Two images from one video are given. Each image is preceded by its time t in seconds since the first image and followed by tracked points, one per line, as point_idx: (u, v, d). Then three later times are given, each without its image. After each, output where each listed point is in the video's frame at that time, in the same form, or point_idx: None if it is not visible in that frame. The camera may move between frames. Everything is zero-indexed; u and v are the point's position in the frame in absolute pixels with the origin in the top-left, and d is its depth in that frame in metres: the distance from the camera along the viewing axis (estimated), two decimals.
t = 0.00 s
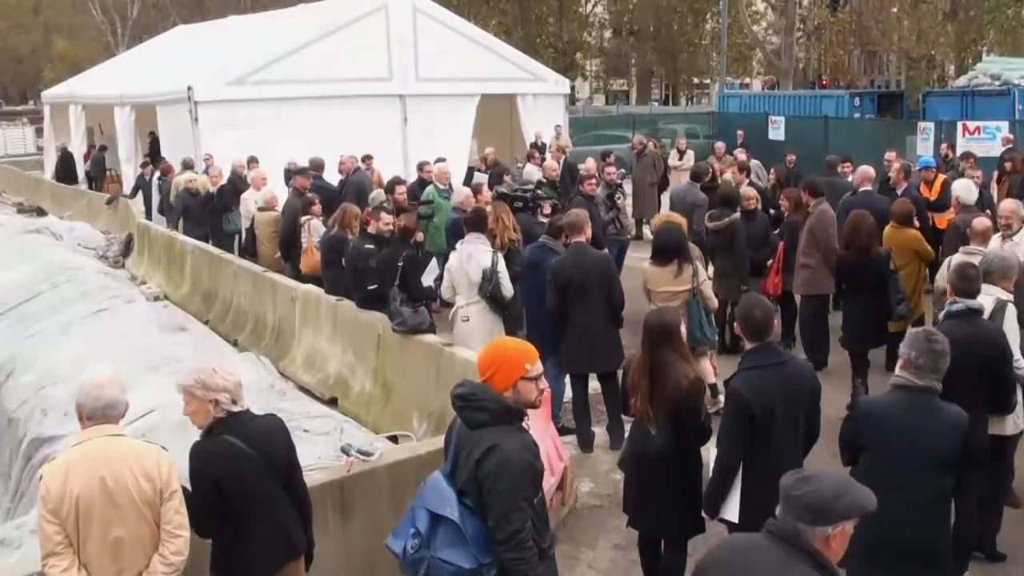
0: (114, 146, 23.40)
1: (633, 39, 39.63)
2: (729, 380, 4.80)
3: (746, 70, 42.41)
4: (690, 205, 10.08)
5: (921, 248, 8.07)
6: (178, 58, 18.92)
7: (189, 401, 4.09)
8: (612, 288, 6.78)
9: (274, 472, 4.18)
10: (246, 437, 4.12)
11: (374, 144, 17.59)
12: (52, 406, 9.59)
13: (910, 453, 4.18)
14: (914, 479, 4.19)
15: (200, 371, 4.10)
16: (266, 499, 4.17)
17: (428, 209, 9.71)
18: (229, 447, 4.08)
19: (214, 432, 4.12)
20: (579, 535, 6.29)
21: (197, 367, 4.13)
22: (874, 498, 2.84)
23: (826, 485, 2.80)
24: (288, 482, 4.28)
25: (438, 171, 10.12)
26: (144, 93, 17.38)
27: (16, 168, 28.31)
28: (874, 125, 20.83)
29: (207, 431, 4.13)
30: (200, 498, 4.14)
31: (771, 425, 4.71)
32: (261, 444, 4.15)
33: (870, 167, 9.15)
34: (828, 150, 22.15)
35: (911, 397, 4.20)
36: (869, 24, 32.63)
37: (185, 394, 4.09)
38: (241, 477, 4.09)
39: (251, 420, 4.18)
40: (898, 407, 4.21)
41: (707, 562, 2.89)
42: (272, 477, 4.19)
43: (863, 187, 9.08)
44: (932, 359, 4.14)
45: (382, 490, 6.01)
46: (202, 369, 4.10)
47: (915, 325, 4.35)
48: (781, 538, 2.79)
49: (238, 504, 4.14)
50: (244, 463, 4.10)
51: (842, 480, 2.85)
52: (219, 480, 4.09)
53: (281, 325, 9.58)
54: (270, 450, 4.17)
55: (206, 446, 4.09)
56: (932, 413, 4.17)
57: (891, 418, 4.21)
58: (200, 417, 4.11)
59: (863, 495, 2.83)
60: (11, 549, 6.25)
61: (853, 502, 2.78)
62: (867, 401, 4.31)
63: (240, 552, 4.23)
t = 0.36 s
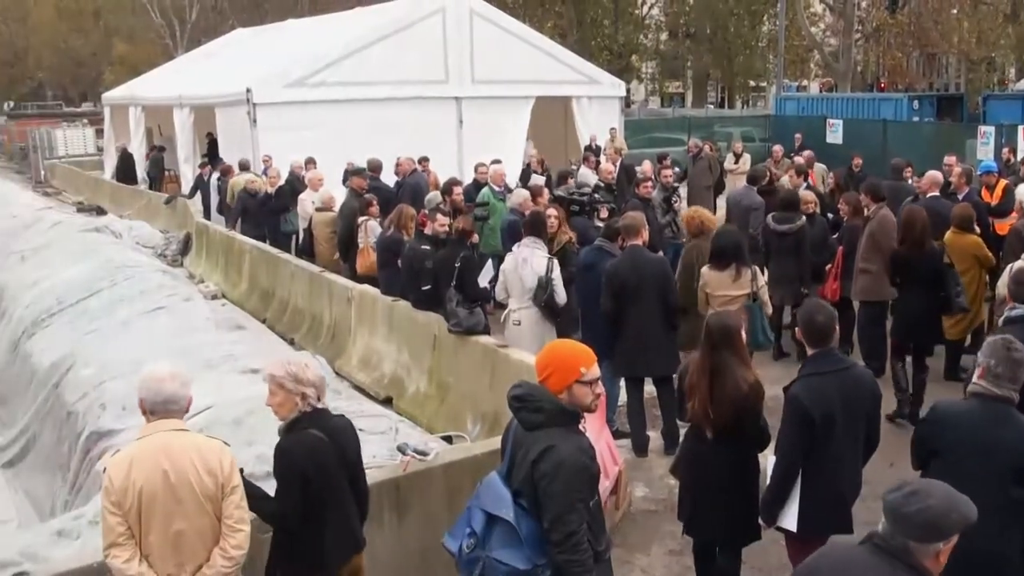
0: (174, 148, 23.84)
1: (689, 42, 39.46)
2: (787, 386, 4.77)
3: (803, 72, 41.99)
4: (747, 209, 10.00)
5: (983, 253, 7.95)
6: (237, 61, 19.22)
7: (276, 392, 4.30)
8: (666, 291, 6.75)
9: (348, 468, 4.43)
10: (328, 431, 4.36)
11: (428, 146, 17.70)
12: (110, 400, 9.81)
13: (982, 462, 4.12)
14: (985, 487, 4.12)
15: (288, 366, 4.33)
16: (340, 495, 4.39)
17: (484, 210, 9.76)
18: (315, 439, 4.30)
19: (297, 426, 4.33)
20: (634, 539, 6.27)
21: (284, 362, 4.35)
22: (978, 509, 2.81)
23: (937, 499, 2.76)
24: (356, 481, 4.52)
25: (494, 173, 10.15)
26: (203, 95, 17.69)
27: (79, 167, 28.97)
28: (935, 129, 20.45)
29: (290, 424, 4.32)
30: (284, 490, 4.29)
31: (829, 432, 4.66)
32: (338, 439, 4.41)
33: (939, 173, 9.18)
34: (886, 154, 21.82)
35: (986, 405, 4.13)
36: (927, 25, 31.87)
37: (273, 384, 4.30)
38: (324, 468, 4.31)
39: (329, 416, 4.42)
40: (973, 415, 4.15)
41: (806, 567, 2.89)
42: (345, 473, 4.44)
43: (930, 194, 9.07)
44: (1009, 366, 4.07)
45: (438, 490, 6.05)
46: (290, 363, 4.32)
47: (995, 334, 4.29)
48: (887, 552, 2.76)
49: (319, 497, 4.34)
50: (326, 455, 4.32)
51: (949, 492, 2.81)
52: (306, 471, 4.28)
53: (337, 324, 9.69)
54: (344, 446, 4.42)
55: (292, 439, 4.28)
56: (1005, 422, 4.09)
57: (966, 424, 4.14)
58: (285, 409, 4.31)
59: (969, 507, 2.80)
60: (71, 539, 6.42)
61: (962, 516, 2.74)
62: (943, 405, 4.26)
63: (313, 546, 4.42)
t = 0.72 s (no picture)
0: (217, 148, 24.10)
1: (731, 42, 39.25)
2: (831, 390, 4.72)
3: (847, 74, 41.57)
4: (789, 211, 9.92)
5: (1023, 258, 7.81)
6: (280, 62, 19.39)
7: (318, 387, 4.32)
8: (707, 293, 6.71)
9: (389, 465, 4.47)
10: (371, 427, 4.39)
11: (469, 146, 17.75)
12: (152, 396, 9.94)
13: None
14: None
15: (330, 361, 4.33)
16: (381, 491, 4.42)
17: (524, 211, 9.76)
18: (358, 435, 4.33)
19: (341, 421, 4.36)
20: (675, 543, 6.26)
21: (326, 357, 4.35)
22: None
23: (995, 501, 2.71)
24: (397, 477, 4.55)
25: (535, 174, 10.13)
26: (246, 96, 17.86)
27: (123, 167, 29.36)
28: (980, 130, 20.14)
29: (333, 421, 4.35)
30: (326, 487, 4.31)
31: (873, 437, 4.61)
32: (381, 435, 4.44)
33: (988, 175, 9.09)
34: (930, 156, 21.52)
35: None
36: (971, 25, 31.23)
37: (314, 380, 4.32)
38: (368, 464, 4.35)
39: (371, 413, 4.44)
40: (1012, 422, 4.10)
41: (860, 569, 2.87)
42: (386, 469, 4.47)
43: (979, 196, 8.97)
44: None
45: (477, 489, 6.06)
46: (333, 358, 4.33)
47: None
48: (943, 557, 2.73)
49: (362, 493, 4.37)
50: (368, 450, 4.35)
51: (1003, 493, 2.77)
52: (350, 467, 4.31)
53: (378, 324, 9.74)
54: (386, 443, 4.45)
55: (336, 435, 4.32)
56: None
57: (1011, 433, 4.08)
58: (326, 405, 4.34)
59: None
60: (113, 533, 6.51)
61: (1019, 517, 2.71)
62: (982, 414, 4.20)
63: (355, 542, 4.45)
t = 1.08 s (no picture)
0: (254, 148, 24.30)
1: (766, 42, 39.12)
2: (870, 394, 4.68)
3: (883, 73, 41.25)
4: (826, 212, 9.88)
5: None
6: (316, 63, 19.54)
7: (362, 388, 4.36)
8: (745, 295, 6.69)
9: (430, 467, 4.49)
10: (413, 429, 4.41)
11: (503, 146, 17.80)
12: (188, 394, 10.04)
13: None
14: None
15: (372, 363, 4.36)
16: (420, 494, 4.44)
17: (560, 210, 9.76)
18: (399, 437, 4.34)
19: (383, 423, 4.38)
20: (711, 545, 6.23)
21: (368, 358, 4.39)
22: None
23: None
24: (436, 481, 4.56)
25: (570, 175, 10.14)
26: (282, 97, 17.98)
27: (160, 167, 29.65)
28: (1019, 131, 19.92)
29: (376, 422, 4.37)
30: (367, 488, 4.34)
31: (911, 442, 4.56)
32: (422, 437, 4.46)
33: None
34: (968, 157, 21.29)
35: None
36: (1010, 24, 30.87)
37: (358, 381, 4.36)
38: (408, 465, 4.37)
39: (414, 415, 4.46)
40: None
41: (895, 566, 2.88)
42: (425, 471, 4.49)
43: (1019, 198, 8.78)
44: None
45: (513, 489, 6.07)
46: (375, 359, 4.36)
47: None
48: (985, 550, 2.75)
49: (401, 494, 4.39)
50: (409, 452, 4.37)
51: None
52: (390, 468, 4.33)
53: (413, 324, 9.79)
54: (426, 445, 4.47)
55: (378, 436, 4.33)
56: None
57: None
58: (370, 406, 4.38)
59: None
60: (150, 529, 6.60)
61: None
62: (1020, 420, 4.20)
63: (392, 543, 4.47)
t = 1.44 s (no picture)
0: (286, 149, 24.45)
1: (799, 42, 38.96)
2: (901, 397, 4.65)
3: (916, 72, 40.91)
4: (859, 213, 9.82)
5: None
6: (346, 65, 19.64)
7: (396, 392, 4.40)
8: (778, 297, 6.67)
9: (462, 470, 4.51)
10: (447, 432, 4.43)
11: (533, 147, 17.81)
12: (220, 392, 10.11)
13: None
14: None
15: (409, 365, 4.40)
16: (454, 497, 4.47)
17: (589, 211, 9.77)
18: (433, 440, 4.38)
19: (418, 425, 4.41)
20: (742, 548, 6.21)
21: (404, 361, 4.43)
22: None
23: None
24: (469, 483, 4.58)
25: (599, 176, 10.14)
26: (314, 97, 18.08)
27: (191, 168, 29.88)
28: None
29: (411, 424, 4.40)
30: (400, 489, 4.38)
31: (942, 446, 4.52)
32: (455, 439, 4.48)
33: None
34: (1002, 157, 21.06)
35: None
36: None
37: (393, 384, 4.40)
38: (440, 467, 4.39)
39: (449, 418, 4.48)
40: None
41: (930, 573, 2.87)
42: (458, 473, 4.50)
43: None
44: None
45: (544, 491, 6.08)
46: (411, 362, 4.41)
47: None
48: None
49: (435, 498, 4.42)
50: (442, 453, 4.40)
51: None
52: (423, 469, 4.36)
53: (444, 324, 9.83)
54: (460, 448, 4.48)
55: (412, 437, 4.37)
56: None
57: None
58: (406, 408, 4.41)
59: None
60: (182, 526, 6.63)
61: None
62: None
63: (425, 546, 4.51)
